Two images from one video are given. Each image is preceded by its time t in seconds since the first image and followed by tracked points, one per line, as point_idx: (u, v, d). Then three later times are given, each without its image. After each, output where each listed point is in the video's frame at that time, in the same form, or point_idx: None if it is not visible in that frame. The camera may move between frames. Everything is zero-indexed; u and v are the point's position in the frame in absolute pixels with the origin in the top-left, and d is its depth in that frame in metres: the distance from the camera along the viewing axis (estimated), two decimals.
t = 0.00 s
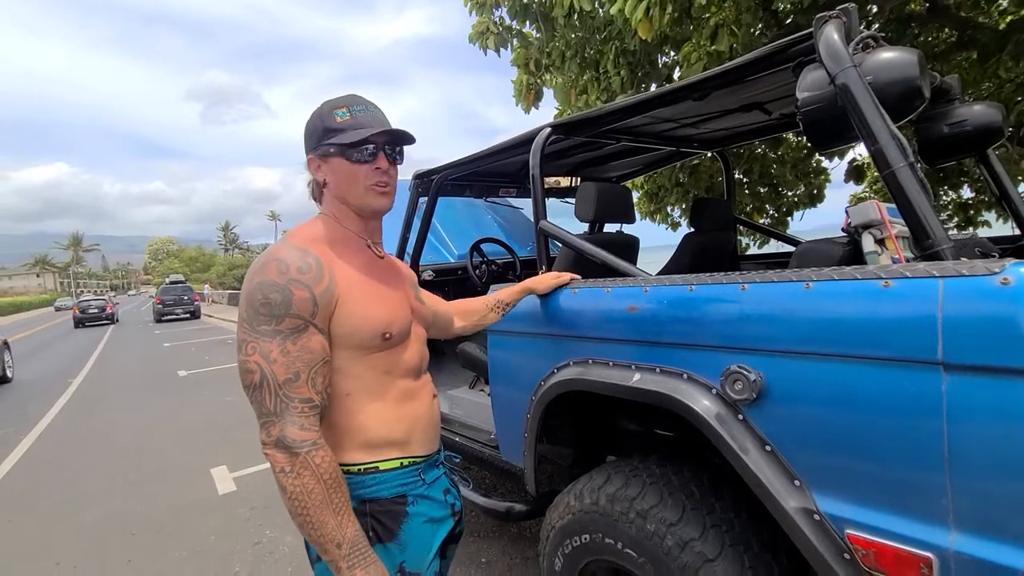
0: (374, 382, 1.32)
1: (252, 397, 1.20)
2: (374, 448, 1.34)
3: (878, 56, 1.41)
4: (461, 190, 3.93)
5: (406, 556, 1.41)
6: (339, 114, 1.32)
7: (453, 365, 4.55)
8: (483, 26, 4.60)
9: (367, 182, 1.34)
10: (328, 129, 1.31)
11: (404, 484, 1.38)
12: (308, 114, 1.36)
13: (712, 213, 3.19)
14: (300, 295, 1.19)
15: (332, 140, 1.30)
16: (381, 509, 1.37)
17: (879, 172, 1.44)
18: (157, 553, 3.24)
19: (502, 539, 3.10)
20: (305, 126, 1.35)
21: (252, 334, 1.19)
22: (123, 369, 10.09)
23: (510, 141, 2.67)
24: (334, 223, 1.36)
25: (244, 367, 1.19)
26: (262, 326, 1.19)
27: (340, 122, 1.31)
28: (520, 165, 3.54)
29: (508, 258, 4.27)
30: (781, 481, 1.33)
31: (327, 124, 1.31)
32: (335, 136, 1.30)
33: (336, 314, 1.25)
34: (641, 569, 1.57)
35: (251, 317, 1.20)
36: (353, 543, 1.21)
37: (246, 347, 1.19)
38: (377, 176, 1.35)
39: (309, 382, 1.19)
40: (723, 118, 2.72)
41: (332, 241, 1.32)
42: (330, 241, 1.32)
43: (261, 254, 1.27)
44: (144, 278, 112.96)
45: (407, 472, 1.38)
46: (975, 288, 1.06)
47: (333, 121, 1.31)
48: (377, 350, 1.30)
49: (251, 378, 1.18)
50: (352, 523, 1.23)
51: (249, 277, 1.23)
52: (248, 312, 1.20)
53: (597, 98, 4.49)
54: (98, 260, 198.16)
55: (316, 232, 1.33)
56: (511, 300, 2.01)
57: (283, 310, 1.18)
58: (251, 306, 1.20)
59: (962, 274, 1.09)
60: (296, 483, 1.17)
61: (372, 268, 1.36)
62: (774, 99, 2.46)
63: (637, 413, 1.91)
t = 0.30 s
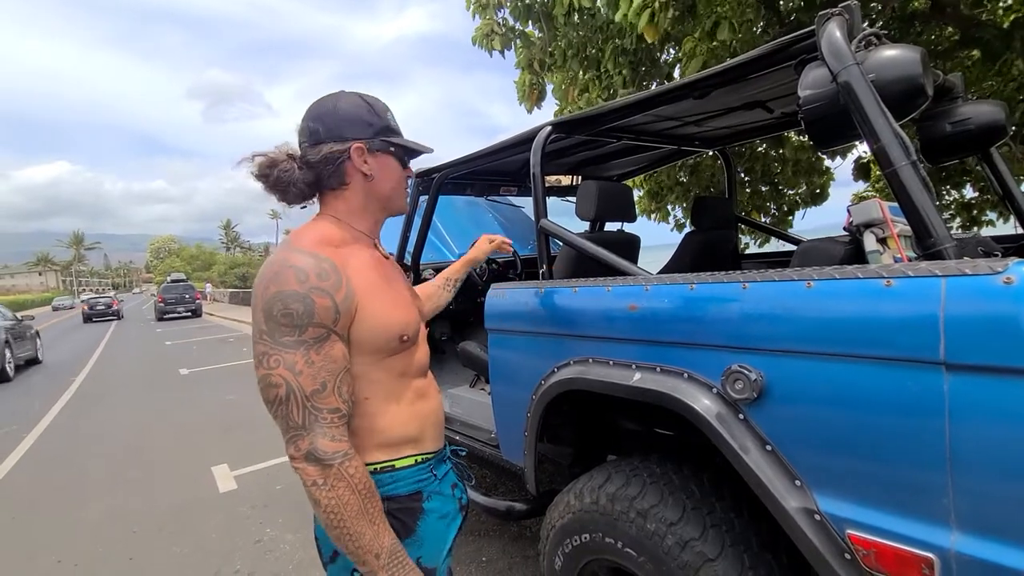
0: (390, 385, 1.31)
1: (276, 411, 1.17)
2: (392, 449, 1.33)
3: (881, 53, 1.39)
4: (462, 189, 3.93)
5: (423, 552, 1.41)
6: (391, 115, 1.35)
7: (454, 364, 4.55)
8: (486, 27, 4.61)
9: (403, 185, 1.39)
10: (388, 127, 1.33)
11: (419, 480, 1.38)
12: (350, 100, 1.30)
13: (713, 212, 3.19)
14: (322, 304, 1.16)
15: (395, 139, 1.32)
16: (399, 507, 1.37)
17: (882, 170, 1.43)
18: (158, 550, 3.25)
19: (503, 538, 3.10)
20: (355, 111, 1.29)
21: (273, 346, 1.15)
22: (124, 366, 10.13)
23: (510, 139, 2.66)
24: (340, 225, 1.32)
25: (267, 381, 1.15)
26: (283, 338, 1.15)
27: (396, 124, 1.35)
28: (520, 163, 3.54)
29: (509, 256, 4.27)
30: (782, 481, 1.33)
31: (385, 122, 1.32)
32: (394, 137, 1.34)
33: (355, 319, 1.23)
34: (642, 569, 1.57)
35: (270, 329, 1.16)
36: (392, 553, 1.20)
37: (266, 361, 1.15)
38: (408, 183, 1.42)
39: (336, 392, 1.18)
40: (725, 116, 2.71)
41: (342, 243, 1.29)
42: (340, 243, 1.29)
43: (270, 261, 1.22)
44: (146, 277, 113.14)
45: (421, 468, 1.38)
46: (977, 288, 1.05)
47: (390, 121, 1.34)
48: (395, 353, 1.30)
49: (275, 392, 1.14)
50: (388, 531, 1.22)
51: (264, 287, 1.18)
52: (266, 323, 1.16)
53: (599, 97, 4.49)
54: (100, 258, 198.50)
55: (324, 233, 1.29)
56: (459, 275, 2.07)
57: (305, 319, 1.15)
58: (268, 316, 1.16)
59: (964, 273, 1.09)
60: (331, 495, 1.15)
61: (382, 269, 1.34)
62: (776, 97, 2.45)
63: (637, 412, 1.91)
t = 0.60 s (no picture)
0: (408, 382, 1.31)
1: (311, 413, 1.13)
2: (406, 447, 1.32)
3: (885, 49, 1.38)
4: (463, 187, 3.92)
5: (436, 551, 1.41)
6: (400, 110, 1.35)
7: (455, 362, 4.54)
8: (488, 31, 4.61)
9: (410, 182, 1.39)
10: (397, 122, 1.32)
11: (432, 480, 1.38)
12: (358, 93, 1.29)
13: (715, 210, 3.18)
14: (355, 301, 1.15)
15: (404, 134, 1.32)
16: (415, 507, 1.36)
17: (886, 167, 1.42)
18: (159, 548, 3.25)
19: (504, 536, 3.09)
20: (363, 104, 1.28)
21: (308, 344, 1.12)
22: (125, 364, 10.15)
23: (510, 137, 2.65)
24: (354, 220, 1.29)
25: (303, 381, 1.11)
26: (318, 336, 1.12)
27: (405, 120, 1.35)
28: (521, 161, 3.54)
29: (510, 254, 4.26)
30: (786, 481, 1.32)
31: (394, 116, 1.32)
32: (402, 131, 1.33)
33: (381, 317, 1.22)
34: (644, 568, 1.57)
35: (304, 327, 1.12)
36: (433, 544, 1.22)
37: (301, 360, 1.12)
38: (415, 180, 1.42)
39: (371, 389, 1.17)
40: (727, 114, 2.69)
41: (359, 238, 1.27)
42: (357, 238, 1.27)
43: (293, 257, 1.18)
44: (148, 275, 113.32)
45: (433, 467, 1.38)
46: (982, 285, 1.04)
47: (400, 116, 1.33)
48: (413, 350, 1.30)
49: (313, 393, 1.11)
50: (426, 524, 1.23)
51: (293, 283, 1.15)
52: (299, 321, 1.13)
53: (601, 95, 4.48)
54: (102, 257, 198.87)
55: (341, 227, 1.26)
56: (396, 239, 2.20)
57: (340, 316, 1.13)
58: (300, 313, 1.13)
59: (969, 270, 1.08)
60: (375, 493, 1.14)
61: (394, 265, 1.34)
62: (779, 95, 2.44)
63: (639, 410, 1.90)
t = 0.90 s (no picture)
0: (412, 382, 1.31)
1: (324, 411, 1.12)
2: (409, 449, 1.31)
3: (889, 47, 1.37)
4: (464, 185, 3.91)
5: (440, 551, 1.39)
6: (398, 104, 1.32)
7: (456, 361, 4.54)
8: (490, 30, 4.59)
9: (411, 178, 1.37)
10: (394, 117, 1.29)
11: (435, 480, 1.37)
12: (353, 90, 1.27)
13: (716, 208, 3.17)
14: (364, 297, 1.14)
15: (401, 129, 1.29)
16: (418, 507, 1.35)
17: (889, 165, 1.41)
18: (160, 546, 3.25)
19: (505, 535, 3.09)
20: (357, 101, 1.26)
21: (318, 340, 1.11)
22: (125, 363, 10.16)
23: (511, 135, 2.65)
24: (358, 218, 1.29)
25: (315, 379, 1.10)
26: (328, 331, 1.11)
27: (402, 113, 1.32)
28: (522, 159, 3.53)
29: (511, 253, 4.25)
30: (787, 480, 1.31)
31: (391, 111, 1.29)
32: (400, 126, 1.30)
33: (388, 314, 1.22)
34: (644, 567, 1.56)
35: (314, 324, 1.11)
36: (453, 534, 1.20)
37: (312, 358, 1.11)
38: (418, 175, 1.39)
39: (383, 384, 1.15)
40: (728, 112, 2.69)
41: (361, 236, 1.27)
42: (360, 236, 1.26)
43: (299, 254, 1.17)
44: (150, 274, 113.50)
45: (436, 467, 1.37)
46: (986, 283, 1.03)
47: (396, 110, 1.30)
48: (419, 349, 1.30)
49: (326, 390, 1.09)
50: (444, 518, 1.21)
51: (301, 279, 1.14)
52: (309, 318, 1.12)
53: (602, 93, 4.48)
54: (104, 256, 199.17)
55: (345, 225, 1.26)
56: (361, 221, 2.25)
57: (350, 312, 1.12)
58: (309, 310, 1.12)
59: (973, 268, 1.07)
60: (393, 488, 1.12)
61: (397, 264, 1.34)
62: (781, 93, 2.43)
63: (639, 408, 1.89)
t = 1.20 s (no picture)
0: (412, 382, 1.30)
1: (318, 406, 1.11)
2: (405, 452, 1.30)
3: (887, 46, 1.37)
4: (464, 185, 3.91)
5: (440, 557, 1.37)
6: (392, 102, 1.32)
7: (456, 361, 4.53)
8: (489, 25, 4.59)
9: (411, 176, 1.36)
10: (387, 115, 1.29)
11: (436, 484, 1.36)
12: (345, 91, 1.28)
13: (717, 208, 3.17)
14: (364, 293, 1.14)
15: (395, 127, 1.29)
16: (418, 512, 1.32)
17: (888, 165, 1.40)
18: (161, 546, 3.26)
19: (505, 535, 3.09)
20: (349, 102, 1.26)
21: (315, 334, 1.10)
22: (127, 363, 10.19)
23: (511, 135, 2.64)
24: (359, 217, 1.29)
25: (311, 374, 1.09)
26: (327, 326, 1.11)
27: (397, 110, 1.32)
28: (521, 159, 3.52)
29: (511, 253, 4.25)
30: (786, 480, 1.31)
31: (384, 109, 1.29)
32: (394, 125, 1.30)
33: (388, 313, 1.22)
34: (643, 567, 1.56)
35: (313, 318, 1.11)
36: (444, 533, 1.21)
37: (308, 352, 1.10)
38: (417, 173, 1.38)
39: (379, 382, 1.15)
40: (727, 111, 2.69)
41: (363, 234, 1.27)
42: (362, 234, 1.27)
43: (300, 250, 1.17)
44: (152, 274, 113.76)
45: (438, 472, 1.36)
46: (985, 283, 1.03)
47: (390, 109, 1.31)
48: (419, 349, 1.29)
49: (321, 384, 1.09)
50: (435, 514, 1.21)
51: (301, 273, 1.14)
52: (307, 312, 1.11)
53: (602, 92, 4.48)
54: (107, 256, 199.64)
55: (348, 222, 1.26)
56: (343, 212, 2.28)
57: (349, 308, 1.12)
58: (308, 304, 1.12)
59: (972, 268, 1.06)
60: (386, 487, 1.12)
61: (400, 263, 1.34)
62: (781, 91, 2.43)
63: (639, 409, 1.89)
